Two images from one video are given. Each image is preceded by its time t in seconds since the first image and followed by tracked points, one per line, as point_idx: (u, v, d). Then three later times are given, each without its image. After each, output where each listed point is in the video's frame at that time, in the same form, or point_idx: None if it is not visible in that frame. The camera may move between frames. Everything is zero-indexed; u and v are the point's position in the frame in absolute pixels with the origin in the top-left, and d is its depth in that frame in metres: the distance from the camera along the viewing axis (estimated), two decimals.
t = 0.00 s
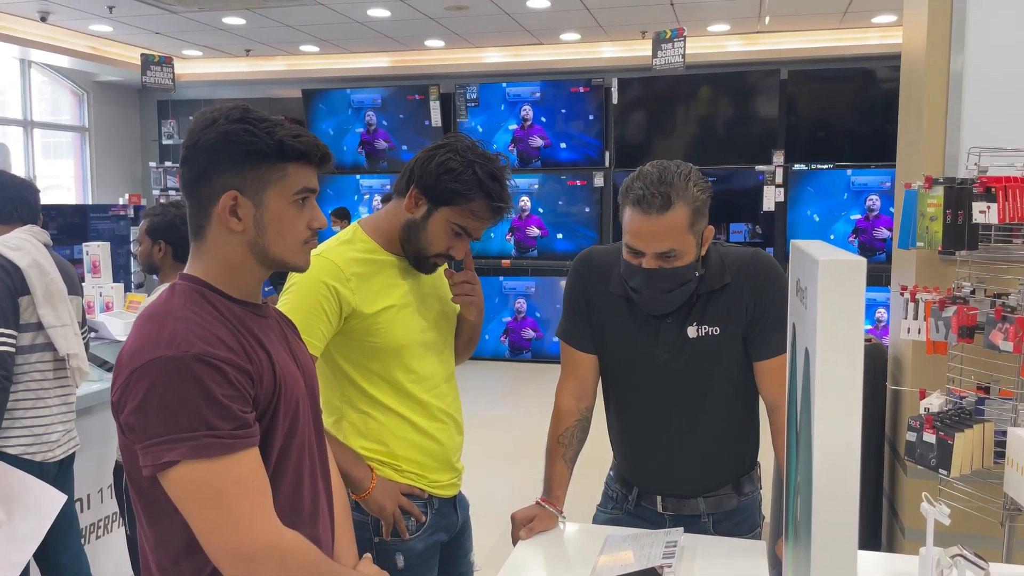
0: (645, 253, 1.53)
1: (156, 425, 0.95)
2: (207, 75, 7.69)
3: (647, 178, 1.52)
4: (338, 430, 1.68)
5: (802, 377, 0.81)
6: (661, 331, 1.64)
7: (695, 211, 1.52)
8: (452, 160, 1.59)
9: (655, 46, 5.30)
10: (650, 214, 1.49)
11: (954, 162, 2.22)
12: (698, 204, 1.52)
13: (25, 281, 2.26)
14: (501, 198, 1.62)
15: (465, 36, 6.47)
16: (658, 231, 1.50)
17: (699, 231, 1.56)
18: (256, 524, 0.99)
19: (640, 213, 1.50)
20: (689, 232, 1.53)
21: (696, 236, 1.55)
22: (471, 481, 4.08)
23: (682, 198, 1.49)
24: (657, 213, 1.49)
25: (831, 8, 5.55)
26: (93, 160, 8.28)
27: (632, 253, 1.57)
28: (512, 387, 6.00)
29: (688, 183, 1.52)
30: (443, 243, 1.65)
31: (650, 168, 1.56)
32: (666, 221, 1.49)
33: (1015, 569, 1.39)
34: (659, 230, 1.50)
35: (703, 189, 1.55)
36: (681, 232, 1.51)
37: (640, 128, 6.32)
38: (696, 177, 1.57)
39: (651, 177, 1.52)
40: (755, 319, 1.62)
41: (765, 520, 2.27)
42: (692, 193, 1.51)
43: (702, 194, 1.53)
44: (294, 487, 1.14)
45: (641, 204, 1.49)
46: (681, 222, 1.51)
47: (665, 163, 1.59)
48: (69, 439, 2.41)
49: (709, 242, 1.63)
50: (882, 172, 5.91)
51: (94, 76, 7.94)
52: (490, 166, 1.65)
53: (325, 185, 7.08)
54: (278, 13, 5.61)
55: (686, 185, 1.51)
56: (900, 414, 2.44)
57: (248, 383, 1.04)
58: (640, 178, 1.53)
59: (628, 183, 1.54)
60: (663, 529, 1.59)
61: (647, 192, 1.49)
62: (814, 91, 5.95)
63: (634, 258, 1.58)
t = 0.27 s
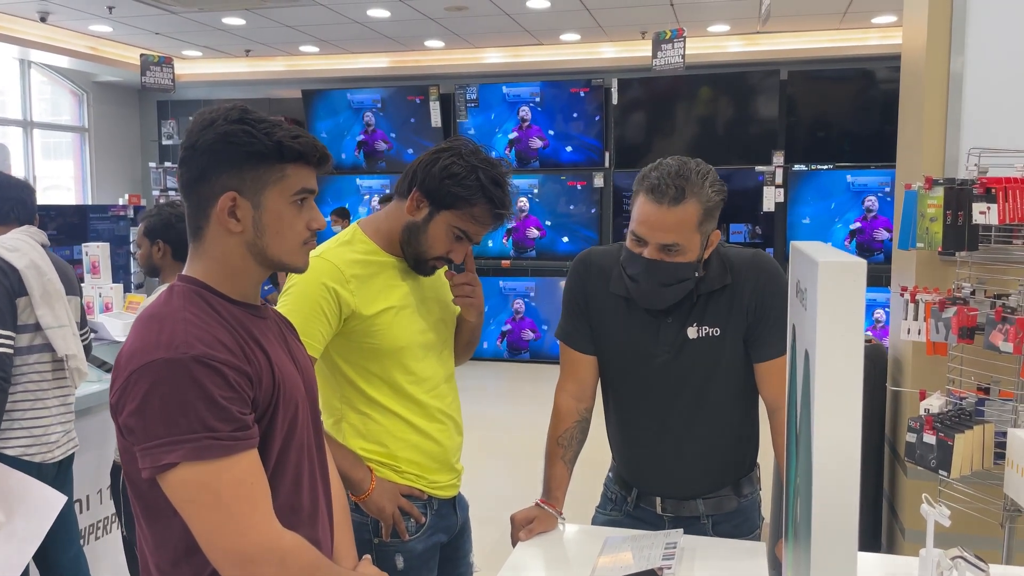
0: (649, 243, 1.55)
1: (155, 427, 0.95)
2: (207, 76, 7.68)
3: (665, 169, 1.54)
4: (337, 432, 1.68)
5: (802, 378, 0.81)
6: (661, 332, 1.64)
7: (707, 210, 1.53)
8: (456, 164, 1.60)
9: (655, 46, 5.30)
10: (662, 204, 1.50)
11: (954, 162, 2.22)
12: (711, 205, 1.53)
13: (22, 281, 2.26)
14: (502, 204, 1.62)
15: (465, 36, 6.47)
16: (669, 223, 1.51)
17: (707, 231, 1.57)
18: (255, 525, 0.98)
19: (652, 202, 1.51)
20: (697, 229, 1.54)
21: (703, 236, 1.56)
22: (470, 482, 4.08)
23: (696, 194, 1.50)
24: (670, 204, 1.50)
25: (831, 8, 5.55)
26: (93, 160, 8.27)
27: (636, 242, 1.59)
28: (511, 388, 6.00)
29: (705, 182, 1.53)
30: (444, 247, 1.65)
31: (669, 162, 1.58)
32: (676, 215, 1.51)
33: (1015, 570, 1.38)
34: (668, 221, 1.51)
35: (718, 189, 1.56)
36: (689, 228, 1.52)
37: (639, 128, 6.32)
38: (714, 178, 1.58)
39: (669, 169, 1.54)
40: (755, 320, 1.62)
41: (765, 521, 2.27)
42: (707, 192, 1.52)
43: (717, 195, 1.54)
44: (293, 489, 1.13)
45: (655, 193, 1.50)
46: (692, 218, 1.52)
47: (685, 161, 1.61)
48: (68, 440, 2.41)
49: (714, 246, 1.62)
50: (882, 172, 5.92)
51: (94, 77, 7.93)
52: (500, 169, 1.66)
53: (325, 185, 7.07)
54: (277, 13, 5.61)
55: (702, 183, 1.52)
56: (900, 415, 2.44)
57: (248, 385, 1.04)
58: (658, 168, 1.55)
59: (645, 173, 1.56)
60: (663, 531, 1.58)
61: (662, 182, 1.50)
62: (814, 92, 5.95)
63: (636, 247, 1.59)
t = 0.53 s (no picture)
0: (648, 229, 1.58)
1: (157, 427, 0.95)
2: (207, 76, 7.68)
3: (672, 159, 1.59)
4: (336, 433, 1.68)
5: (805, 380, 0.81)
6: (662, 332, 1.64)
7: (707, 202, 1.56)
8: (454, 163, 1.59)
9: (655, 46, 5.30)
10: (664, 190, 1.54)
11: (955, 163, 2.22)
12: (713, 197, 1.57)
13: (21, 282, 2.26)
14: (502, 203, 1.62)
15: (465, 37, 6.47)
16: (670, 208, 1.54)
17: (707, 226, 1.59)
18: (257, 526, 0.98)
19: (655, 187, 1.55)
20: (697, 221, 1.56)
21: (703, 229, 1.58)
22: (471, 483, 4.08)
23: (699, 185, 1.54)
24: (672, 191, 1.54)
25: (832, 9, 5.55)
26: (93, 160, 8.27)
27: (637, 229, 1.62)
28: (512, 388, 6.00)
29: (707, 173, 1.57)
30: (443, 246, 1.65)
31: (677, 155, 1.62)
32: (677, 202, 1.54)
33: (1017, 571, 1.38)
34: (669, 208, 1.55)
35: (722, 185, 1.60)
36: (689, 217, 1.55)
37: (640, 128, 6.31)
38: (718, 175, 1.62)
39: (676, 159, 1.58)
40: (756, 321, 1.61)
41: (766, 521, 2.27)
42: (709, 183, 1.56)
43: (719, 189, 1.58)
44: (294, 490, 1.13)
45: (657, 178, 1.55)
46: (694, 208, 1.55)
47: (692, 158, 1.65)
48: (68, 441, 2.41)
49: (716, 244, 1.63)
50: (881, 172, 5.91)
51: (94, 77, 7.93)
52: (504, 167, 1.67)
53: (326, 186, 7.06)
54: (278, 13, 5.60)
55: (705, 175, 1.56)
56: (901, 415, 2.43)
57: (249, 384, 1.03)
58: (666, 158, 1.60)
59: (652, 162, 1.61)
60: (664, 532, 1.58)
61: (666, 169, 1.55)
62: (815, 92, 5.95)
63: (637, 234, 1.62)
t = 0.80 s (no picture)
0: (640, 224, 1.58)
1: (156, 429, 0.94)
2: (209, 76, 7.69)
3: (659, 156, 1.59)
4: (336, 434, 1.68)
5: (811, 381, 0.80)
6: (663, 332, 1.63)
7: (696, 193, 1.56)
8: (452, 161, 1.58)
9: (657, 47, 5.30)
10: (651, 185, 1.55)
11: (959, 162, 2.22)
12: (700, 188, 1.57)
13: (20, 284, 2.25)
14: (501, 199, 1.61)
15: (466, 37, 6.47)
16: (658, 203, 1.54)
17: (699, 218, 1.59)
18: (258, 528, 0.97)
19: (642, 184, 1.56)
20: (688, 213, 1.56)
21: (697, 222, 1.59)
22: (473, 484, 4.07)
23: (685, 178, 1.55)
24: (659, 185, 1.54)
25: (834, 9, 5.54)
26: (95, 161, 8.28)
27: (631, 229, 1.63)
28: (513, 389, 6.00)
29: (694, 166, 1.58)
30: (444, 244, 1.64)
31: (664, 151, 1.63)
32: (665, 194, 1.54)
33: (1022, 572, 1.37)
34: (657, 201, 1.55)
35: (709, 175, 1.60)
36: (679, 210, 1.55)
37: (642, 129, 6.31)
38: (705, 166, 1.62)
39: (662, 155, 1.59)
40: (758, 321, 1.61)
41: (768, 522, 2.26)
42: (695, 175, 1.56)
43: (706, 179, 1.58)
44: (295, 491, 1.12)
45: (643, 176, 1.56)
46: (681, 200, 1.55)
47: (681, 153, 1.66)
48: (70, 442, 2.41)
49: (712, 236, 1.63)
50: (883, 172, 5.89)
51: (95, 77, 7.94)
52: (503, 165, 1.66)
53: (328, 186, 7.05)
54: (279, 14, 5.60)
55: (691, 167, 1.57)
56: (904, 416, 2.43)
57: (250, 386, 1.03)
58: (653, 155, 1.61)
59: (641, 160, 1.61)
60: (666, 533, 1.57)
61: (652, 166, 1.56)
62: (817, 92, 5.94)
63: (632, 233, 1.63)
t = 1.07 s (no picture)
0: (630, 228, 1.58)
1: (155, 431, 0.94)
2: (213, 77, 7.70)
3: (646, 157, 1.58)
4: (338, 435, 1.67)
5: (816, 384, 0.79)
6: (664, 332, 1.62)
7: (685, 192, 1.54)
8: (451, 158, 1.58)
9: (661, 47, 5.29)
10: (639, 189, 1.54)
11: (963, 162, 2.21)
12: (689, 186, 1.55)
13: (19, 287, 2.25)
14: (502, 194, 1.60)
15: (470, 37, 6.46)
16: (646, 205, 1.54)
17: (690, 215, 1.57)
18: (257, 531, 0.97)
19: (630, 189, 1.56)
20: (677, 213, 1.55)
21: (687, 220, 1.57)
22: (476, 484, 4.07)
23: (673, 177, 1.53)
24: (646, 188, 1.53)
25: (838, 8, 5.52)
26: (98, 161, 8.29)
27: (623, 232, 1.62)
28: (516, 389, 5.99)
29: (681, 165, 1.56)
30: (447, 242, 1.63)
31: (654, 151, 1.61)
32: (653, 195, 1.53)
33: None
34: (645, 204, 1.54)
35: (697, 171, 1.57)
36: (667, 211, 1.54)
37: (646, 129, 6.30)
38: (693, 160, 1.60)
39: (649, 156, 1.57)
40: (760, 322, 1.59)
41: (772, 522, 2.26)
42: (683, 174, 1.54)
43: (695, 177, 1.56)
44: (296, 493, 1.12)
45: (630, 179, 1.56)
46: (670, 200, 1.54)
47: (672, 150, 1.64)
48: (70, 444, 2.41)
49: (707, 234, 1.61)
50: (887, 173, 5.87)
51: (99, 78, 7.95)
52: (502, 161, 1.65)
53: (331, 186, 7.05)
54: (283, 14, 5.61)
55: (679, 167, 1.55)
56: (909, 417, 2.41)
57: (250, 387, 1.03)
58: (641, 156, 1.60)
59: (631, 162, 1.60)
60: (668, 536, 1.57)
61: (638, 168, 1.55)
62: (821, 92, 5.93)
63: (625, 236, 1.62)
